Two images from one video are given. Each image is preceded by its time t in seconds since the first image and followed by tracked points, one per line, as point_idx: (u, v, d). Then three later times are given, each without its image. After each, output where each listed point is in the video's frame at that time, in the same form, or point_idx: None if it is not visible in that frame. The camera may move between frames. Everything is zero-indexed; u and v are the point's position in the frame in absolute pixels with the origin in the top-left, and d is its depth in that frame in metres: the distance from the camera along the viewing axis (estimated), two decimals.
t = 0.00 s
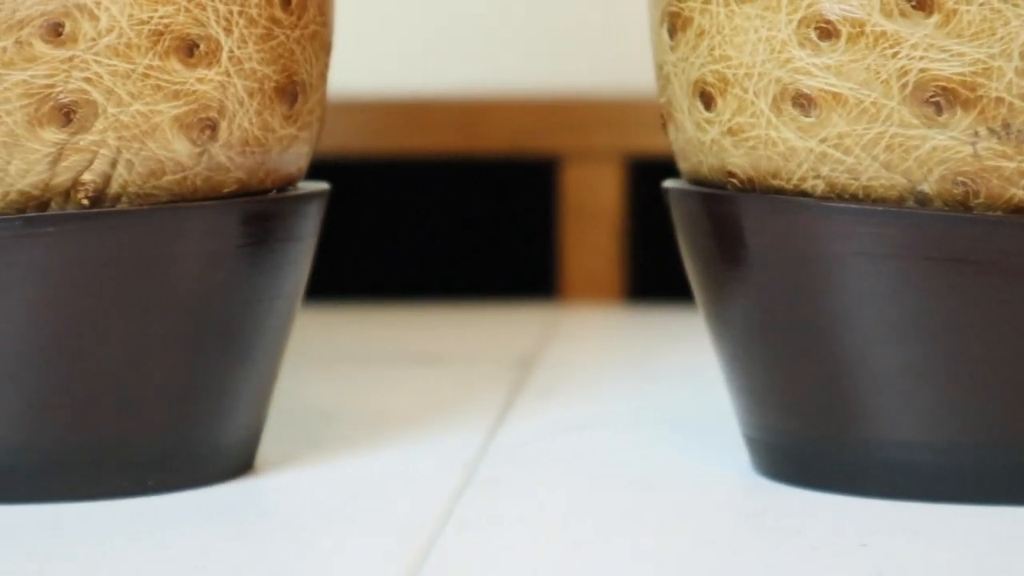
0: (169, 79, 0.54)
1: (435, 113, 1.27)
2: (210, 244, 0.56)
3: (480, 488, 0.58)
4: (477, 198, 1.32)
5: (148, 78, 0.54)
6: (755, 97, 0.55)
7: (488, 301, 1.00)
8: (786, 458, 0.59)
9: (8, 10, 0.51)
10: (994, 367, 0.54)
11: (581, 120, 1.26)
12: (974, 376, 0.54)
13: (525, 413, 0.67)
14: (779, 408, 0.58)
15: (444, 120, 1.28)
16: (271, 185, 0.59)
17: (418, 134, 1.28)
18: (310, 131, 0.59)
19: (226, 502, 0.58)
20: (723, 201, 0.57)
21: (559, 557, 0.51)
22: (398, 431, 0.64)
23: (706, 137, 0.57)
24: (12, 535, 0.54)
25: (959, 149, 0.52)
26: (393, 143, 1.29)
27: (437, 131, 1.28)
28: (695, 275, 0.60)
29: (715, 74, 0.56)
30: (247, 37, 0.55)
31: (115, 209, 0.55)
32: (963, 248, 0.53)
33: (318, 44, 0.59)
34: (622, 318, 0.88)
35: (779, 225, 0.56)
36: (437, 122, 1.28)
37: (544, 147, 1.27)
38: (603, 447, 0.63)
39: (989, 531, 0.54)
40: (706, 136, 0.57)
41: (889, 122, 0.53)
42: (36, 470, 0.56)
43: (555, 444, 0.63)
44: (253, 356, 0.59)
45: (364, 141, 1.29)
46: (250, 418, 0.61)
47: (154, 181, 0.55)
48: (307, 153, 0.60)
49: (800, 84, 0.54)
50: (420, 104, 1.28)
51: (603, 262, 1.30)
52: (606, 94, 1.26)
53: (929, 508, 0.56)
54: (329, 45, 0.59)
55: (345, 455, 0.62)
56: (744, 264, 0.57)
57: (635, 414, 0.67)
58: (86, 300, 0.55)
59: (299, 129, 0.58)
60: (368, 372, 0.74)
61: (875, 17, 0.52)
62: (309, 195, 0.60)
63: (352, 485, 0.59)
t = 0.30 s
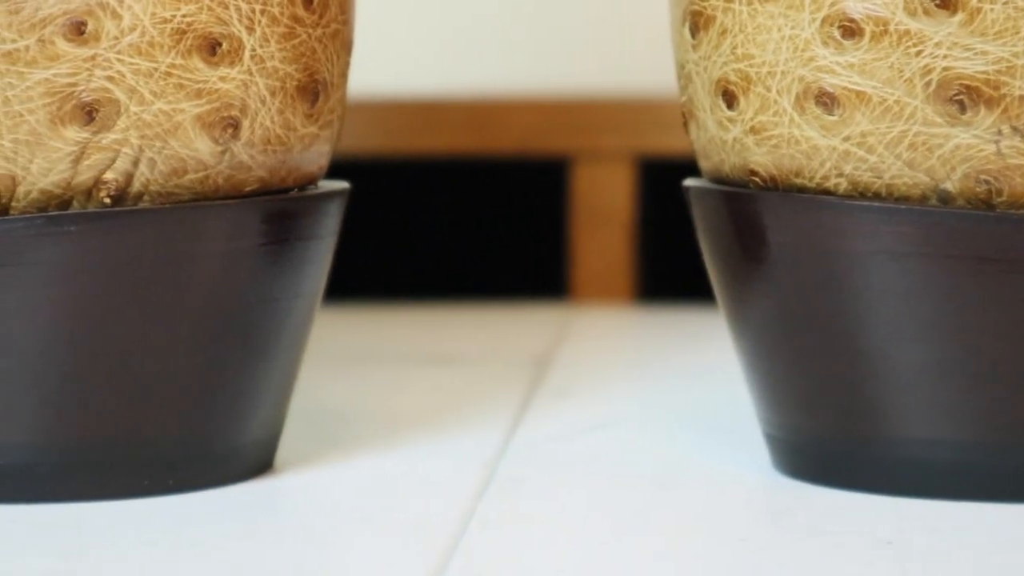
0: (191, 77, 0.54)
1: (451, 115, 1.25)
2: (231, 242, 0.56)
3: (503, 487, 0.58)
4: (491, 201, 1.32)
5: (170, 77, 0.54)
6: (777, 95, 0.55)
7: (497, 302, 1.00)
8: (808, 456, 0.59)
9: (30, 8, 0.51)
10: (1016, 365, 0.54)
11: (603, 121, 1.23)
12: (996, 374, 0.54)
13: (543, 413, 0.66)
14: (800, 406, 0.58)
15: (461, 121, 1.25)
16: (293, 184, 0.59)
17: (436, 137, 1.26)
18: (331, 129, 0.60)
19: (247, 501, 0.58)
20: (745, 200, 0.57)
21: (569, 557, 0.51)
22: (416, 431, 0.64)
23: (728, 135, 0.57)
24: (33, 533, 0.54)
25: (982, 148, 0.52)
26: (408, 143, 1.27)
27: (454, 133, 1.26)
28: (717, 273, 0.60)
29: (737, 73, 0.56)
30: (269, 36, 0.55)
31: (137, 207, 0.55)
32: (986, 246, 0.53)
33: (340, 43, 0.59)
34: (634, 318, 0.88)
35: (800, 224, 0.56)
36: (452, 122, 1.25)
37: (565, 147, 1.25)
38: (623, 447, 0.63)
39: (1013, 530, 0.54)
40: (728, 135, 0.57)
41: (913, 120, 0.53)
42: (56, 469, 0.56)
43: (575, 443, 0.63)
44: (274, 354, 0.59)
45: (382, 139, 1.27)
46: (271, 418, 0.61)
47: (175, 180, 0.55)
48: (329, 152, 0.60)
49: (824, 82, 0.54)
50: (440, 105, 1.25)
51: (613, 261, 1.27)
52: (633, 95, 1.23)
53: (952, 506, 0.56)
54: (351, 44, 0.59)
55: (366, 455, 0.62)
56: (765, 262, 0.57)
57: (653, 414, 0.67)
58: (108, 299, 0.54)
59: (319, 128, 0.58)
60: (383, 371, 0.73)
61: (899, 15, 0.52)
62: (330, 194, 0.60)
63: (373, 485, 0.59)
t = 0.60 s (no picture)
0: (216, 71, 0.54)
1: (467, 113, 1.25)
2: (253, 237, 0.56)
3: (526, 485, 0.58)
4: (505, 198, 1.33)
5: (194, 70, 0.53)
6: (803, 89, 0.55)
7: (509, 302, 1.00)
8: (831, 452, 0.59)
9: (53, 1, 0.51)
10: None
11: (621, 120, 1.24)
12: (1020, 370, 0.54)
13: (563, 411, 0.66)
14: (824, 401, 0.58)
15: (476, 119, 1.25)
16: (315, 179, 0.59)
17: (451, 136, 1.26)
18: (353, 124, 0.59)
19: (268, 498, 0.57)
20: (770, 194, 0.57)
21: (585, 555, 0.51)
22: (436, 430, 0.64)
23: (753, 130, 0.57)
24: (58, 528, 0.54)
25: (1010, 142, 0.52)
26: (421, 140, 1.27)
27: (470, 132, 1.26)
28: (741, 266, 0.60)
29: (763, 67, 0.56)
30: (293, 30, 0.55)
31: (160, 201, 0.54)
32: (1011, 241, 0.52)
33: (362, 38, 0.58)
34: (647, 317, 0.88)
35: (824, 217, 0.55)
36: (466, 119, 1.25)
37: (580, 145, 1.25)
38: (645, 444, 0.63)
39: None
40: (753, 129, 0.57)
41: (940, 114, 0.52)
42: (77, 464, 0.56)
43: (598, 441, 0.63)
44: (295, 348, 0.59)
45: (397, 137, 1.27)
46: (292, 413, 0.60)
47: (199, 174, 0.55)
48: (351, 147, 0.60)
49: (850, 76, 0.53)
50: (455, 103, 1.25)
51: (623, 257, 1.28)
52: (649, 94, 1.23)
53: (977, 502, 0.56)
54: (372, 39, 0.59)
55: (387, 453, 0.62)
56: (789, 256, 0.57)
57: (674, 413, 0.67)
58: (131, 294, 0.54)
59: (342, 122, 0.58)
60: (401, 370, 0.73)
61: (926, 9, 0.52)
62: (352, 188, 0.59)
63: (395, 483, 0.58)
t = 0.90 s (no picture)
0: (239, 61, 0.53)
1: (477, 108, 1.25)
2: (274, 229, 0.56)
3: (549, 477, 0.58)
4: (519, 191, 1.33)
5: (217, 61, 0.53)
6: (828, 80, 0.55)
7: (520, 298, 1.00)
8: (853, 444, 0.59)
9: None
10: None
11: (631, 117, 1.24)
12: None
13: (582, 405, 0.66)
14: (846, 392, 0.58)
15: (485, 114, 1.25)
16: (337, 170, 0.59)
17: (462, 132, 1.26)
18: (374, 115, 0.59)
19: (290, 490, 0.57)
20: (794, 185, 0.57)
21: (596, 549, 0.51)
22: (457, 422, 0.64)
23: (778, 120, 0.57)
24: (84, 519, 0.54)
25: None
26: (432, 137, 1.27)
27: (479, 126, 1.26)
28: (764, 258, 0.60)
29: (787, 57, 0.56)
30: (316, 20, 0.55)
31: (183, 192, 0.54)
32: None
33: (385, 28, 0.58)
34: (660, 313, 0.88)
35: (848, 209, 0.55)
36: (476, 117, 1.25)
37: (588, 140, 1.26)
38: (667, 437, 0.62)
39: None
40: (777, 120, 0.57)
41: (966, 105, 0.52)
42: (100, 456, 0.56)
43: (619, 434, 0.63)
44: (317, 340, 0.59)
45: (406, 133, 1.27)
46: (311, 406, 0.60)
47: (222, 165, 0.55)
48: (373, 139, 0.60)
49: (876, 66, 0.53)
50: (465, 100, 1.24)
51: (634, 252, 1.28)
52: (655, 90, 1.23)
53: (1001, 494, 0.56)
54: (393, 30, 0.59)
55: (409, 445, 0.62)
56: (813, 248, 0.57)
57: (694, 407, 0.67)
58: (153, 285, 0.54)
59: (365, 113, 0.58)
60: (419, 363, 0.73)
61: None
62: (374, 180, 0.59)
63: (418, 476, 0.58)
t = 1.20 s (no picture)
0: (259, 50, 0.53)
1: (487, 102, 1.25)
2: (293, 218, 0.55)
3: (570, 468, 0.58)
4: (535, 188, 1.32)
5: (238, 49, 0.53)
6: (851, 67, 0.54)
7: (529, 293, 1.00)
8: (874, 433, 0.59)
9: None
10: None
11: (640, 110, 1.24)
12: None
13: (600, 396, 0.66)
14: (867, 380, 0.58)
15: (498, 107, 1.26)
16: (357, 160, 0.58)
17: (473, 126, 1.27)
18: (394, 104, 0.59)
19: (311, 481, 0.57)
20: (815, 173, 0.56)
21: (611, 539, 0.50)
22: (476, 414, 0.64)
23: (799, 108, 0.57)
24: (105, 511, 0.54)
25: None
26: (443, 133, 1.27)
27: (493, 119, 1.26)
28: (786, 246, 0.60)
29: (809, 45, 0.55)
30: (336, 9, 0.55)
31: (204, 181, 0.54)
32: None
33: (404, 17, 0.58)
34: (672, 308, 0.88)
35: (868, 197, 0.55)
36: (487, 111, 1.26)
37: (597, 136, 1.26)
38: (686, 427, 0.62)
39: None
40: (799, 108, 0.57)
41: (989, 92, 0.52)
42: (120, 448, 0.56)
43: (639, 425, 0.63)
44: (337, 331, 0.59)
45: (417, 126, 1.27)
46: (330, 397, 0.60)
47: (242, 154, 0.54)
48: (392, 128, 0.60)
49: (898, 53, 0.53)
50: (475, 93, 1.25)
51: (643, 248, 1.29)
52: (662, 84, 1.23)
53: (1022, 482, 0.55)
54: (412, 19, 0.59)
55: (429, 437, 0.62)
56: (834, 235, 0.57)
57: (712, 398, 0.67)
58: (173, 276, 0.54)
59: (385, 102, 0.58)
60: (434, 357, 0.73)
61: None
62: (393, 169, 0.59)
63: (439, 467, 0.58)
